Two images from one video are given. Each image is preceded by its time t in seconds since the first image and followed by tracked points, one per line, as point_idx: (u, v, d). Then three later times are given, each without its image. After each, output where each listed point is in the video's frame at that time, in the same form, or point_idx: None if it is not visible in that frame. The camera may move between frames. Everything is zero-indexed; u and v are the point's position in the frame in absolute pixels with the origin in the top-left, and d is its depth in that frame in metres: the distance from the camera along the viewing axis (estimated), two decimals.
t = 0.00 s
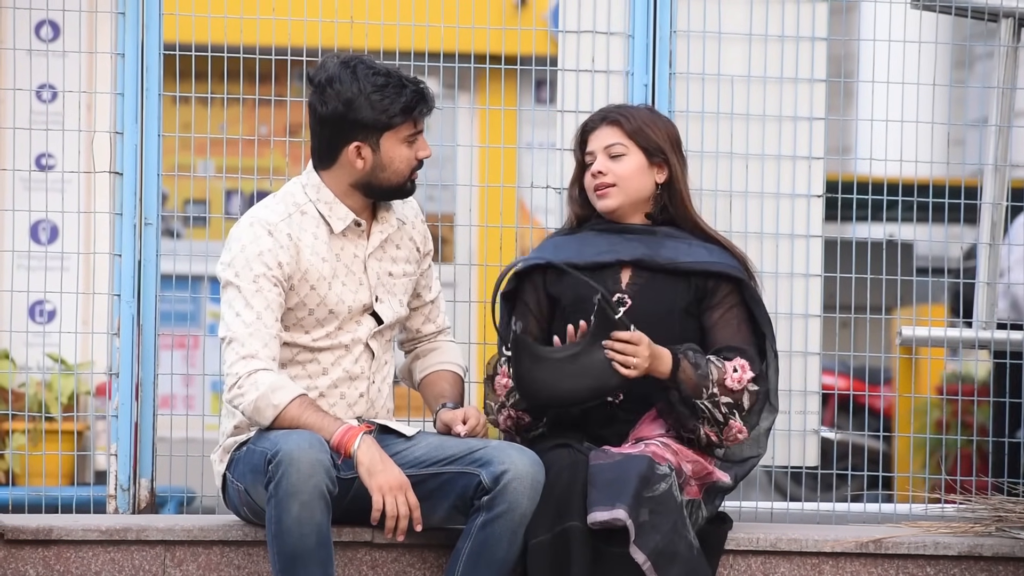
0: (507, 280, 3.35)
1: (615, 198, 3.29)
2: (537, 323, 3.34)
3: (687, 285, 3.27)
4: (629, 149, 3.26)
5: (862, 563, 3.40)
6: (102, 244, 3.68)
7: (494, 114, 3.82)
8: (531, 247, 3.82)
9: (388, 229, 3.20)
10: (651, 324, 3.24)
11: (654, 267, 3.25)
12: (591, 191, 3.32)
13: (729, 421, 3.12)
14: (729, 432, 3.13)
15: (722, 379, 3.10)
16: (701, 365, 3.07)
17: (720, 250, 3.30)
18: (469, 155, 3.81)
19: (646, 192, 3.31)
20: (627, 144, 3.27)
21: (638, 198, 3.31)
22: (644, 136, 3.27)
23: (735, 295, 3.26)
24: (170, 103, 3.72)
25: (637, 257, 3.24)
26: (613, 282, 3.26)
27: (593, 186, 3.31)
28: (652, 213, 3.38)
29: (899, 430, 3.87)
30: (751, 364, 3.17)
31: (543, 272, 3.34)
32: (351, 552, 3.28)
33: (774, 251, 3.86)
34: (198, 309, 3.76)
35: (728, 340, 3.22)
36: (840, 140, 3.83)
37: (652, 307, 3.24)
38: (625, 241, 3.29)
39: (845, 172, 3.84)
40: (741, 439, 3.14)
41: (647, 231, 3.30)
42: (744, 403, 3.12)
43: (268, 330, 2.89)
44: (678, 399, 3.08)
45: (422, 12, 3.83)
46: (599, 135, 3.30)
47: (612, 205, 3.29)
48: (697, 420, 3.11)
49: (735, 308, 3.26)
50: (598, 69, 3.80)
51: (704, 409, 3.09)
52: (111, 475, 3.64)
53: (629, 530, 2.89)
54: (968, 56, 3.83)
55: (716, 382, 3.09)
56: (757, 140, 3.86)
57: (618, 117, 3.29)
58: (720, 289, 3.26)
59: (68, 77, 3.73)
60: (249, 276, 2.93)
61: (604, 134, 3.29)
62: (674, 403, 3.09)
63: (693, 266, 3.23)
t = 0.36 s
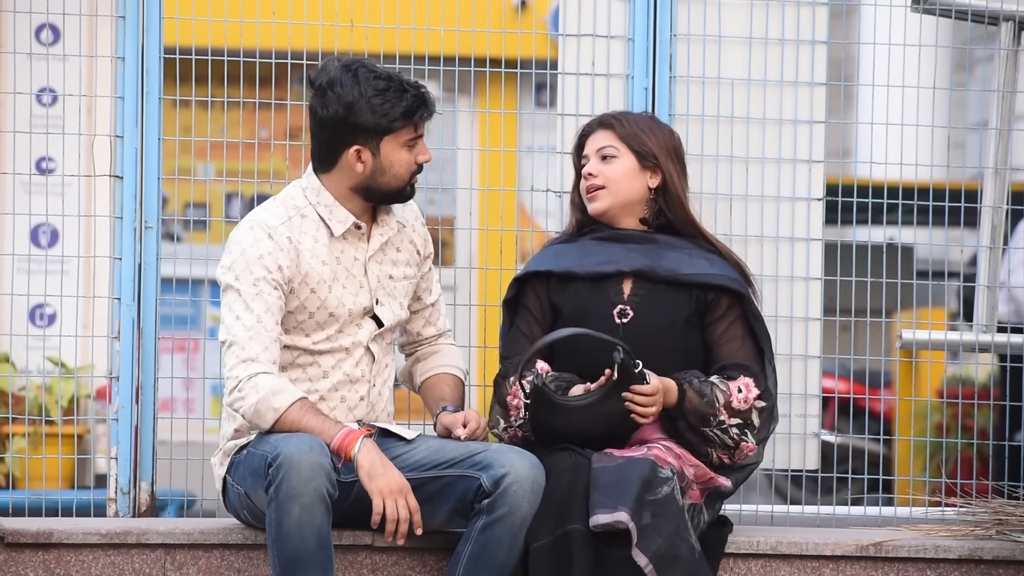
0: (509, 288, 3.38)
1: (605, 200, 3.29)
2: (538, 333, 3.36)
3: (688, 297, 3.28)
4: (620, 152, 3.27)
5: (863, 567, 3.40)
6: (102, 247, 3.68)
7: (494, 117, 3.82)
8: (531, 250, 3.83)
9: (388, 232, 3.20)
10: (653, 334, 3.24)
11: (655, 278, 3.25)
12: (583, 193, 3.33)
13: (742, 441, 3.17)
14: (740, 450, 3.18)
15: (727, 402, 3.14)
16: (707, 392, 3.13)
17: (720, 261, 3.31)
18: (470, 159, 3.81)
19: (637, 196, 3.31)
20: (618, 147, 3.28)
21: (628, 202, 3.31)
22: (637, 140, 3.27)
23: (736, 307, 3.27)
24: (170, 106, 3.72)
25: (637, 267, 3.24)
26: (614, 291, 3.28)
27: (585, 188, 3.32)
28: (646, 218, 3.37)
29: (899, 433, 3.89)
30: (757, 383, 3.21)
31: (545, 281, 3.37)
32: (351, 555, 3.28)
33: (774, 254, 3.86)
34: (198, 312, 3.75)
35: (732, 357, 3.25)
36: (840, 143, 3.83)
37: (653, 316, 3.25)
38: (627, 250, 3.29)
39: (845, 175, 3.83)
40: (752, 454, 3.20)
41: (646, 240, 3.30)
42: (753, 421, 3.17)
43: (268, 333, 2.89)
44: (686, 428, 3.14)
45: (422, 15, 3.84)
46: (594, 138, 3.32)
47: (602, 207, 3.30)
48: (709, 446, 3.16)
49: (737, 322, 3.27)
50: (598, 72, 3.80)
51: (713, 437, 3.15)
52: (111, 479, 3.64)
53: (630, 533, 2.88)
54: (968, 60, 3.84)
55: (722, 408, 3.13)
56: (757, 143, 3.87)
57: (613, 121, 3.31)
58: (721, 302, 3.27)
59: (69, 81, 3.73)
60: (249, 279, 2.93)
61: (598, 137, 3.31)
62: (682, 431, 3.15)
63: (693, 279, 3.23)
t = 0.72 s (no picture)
0: (511, 293, 3.40)
1: (603, 206, 3.29)
2: (536, 339, 3.38)
3: (688, 304, 3.27)
4: (618, 158, 3.26)
5: (863, 567, 3.40)
6: (103, 248, 3.68)
7: (495, 118, 3.82)
8: (532, 251, 3.83)
9: (388, 234, 3.20)
10: (653, 342, 3.23)
11: (654, 284, 3.25)
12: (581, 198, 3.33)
13: (743, 448, 3.18)
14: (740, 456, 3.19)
15: (727, 412, 3.14)
16: (707, 401, 3.12)
17: (720, 268, 3.31)
18: (470, 160, 3.81)
19: (635, 201, 3.31)
20: (617, 153, 3.27)
21: (627, 207, 3.31)
22: (634, 146, 3.27)
23: (733, 316, 3.27)
24: (170, 107, 3.71)
25: (637, 275, 3.25)
26: (614, 296, 3.28)
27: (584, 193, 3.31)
28: (643, 223, 3.38)
29: (900, 434, 3.86)
30: (755, 394, 3.21)
31: (546, 287, 3.38)
32: (351, 556, 3.28)
33: (775, 255, 3.86)
34: (199, 313, 3.74)
35: (729, 366, 3.24)
36: (840, 144, 3.83)
37: (653, 323, 3.25)
38: (629, 258, 3.29)
39: (846, 176, 3.83)
40: (752, 459, 3.22)
41: (645, 246, 3.31)
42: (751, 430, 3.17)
43: (268, 334, 2.89)
44: (687, 435, 3.15)
45: (423, 15, 3.84)
46: (592, 143, 3.31)
47: (600, 213, 3.30)
48: (709, 453, 3.17)
49: (736, 332, 3.27)
50: (599, 73, 3.80)
51: (714, 444, 3.15)
52: (112, 479, 3.64)
53: (631, 534, 2.88)
54: (969, 61, 3.84)
55: (722, 417, 3.13)
56: (758, 144, 3.87)
57: (609, 127, 3.30)
58: (721, 311, 3.26)
59: (69, 82, 3.73)
60: (249, 280, 2.93)
61: (596, 142, 3.30)
62: (683, 438, 3.15)
63: (691, 287, 3.23)
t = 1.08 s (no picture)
0: (511, 293, 3.40)
1: (605, 209, 3.29)
2: (533, 341, 3.40)
3: (688, 303, 3.27)
4: (620, 161, 3.26)
5: (864, 567, 3.40)
6: (103, 248, 3.68)
7: (495, 118, 3.83)
8: (532, 250, 3.83)
9: (388, 234, 3.20)
10: (654, 342, 3.23)
11: (655, 284, 3.26)
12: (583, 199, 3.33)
13: (743, 448, 3.18)
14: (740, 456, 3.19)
15: (727, 411, 3.14)
16: (707, 400, 3.13)
17: (721, 268, 3.31)
18: (471, 159, 3.81)
19: (637, 204, 3.31)
20: (619, 156, 3.27)
21: (629, 210, 3.30)
22: (635, 147, 3.27)
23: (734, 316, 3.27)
24: (171, 107, 3.71)
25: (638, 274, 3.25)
26: (615, 296, 3.28)
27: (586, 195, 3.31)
28: (644, 224, 3.38)
29: (900, 434, 3.86)
30: (755, 393, 3.21)
31: (546, 290, 3.39)
32: (352, 555, 3.28)
33: (775, 255, 3.86)
34: (199, 312, 3.74)
35: (729, 366, 3.25)
36: (841, 144, 3.84)
37: (654, 323, 3.24)
38: (629, 258, 3.29)
39: (846, 175, 3.83)
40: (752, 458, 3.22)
41: (647, 246, 3.31)
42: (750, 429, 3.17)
43: (268, 335, 2.89)
44: (687, 434, 3.15)
45: (423, 15, 3.84)
46: (593, 144, 3.31)
47: (602, 216, 3.30)
48: (710, 452, 3.17)
49: (736, 333, 3.27)
50: (599, 73, 3.80)
51: (714, 443, 3.16)
52: (112, 479, 3.64)
53: (631, 534, 2.87)
54: (969, 60, 3.83)
55: (722, 416, 3.13)
56: (758, 144, 3.87)
57: (610, 129, 3.30)
58: (721, 311, 3.26)
59: (70, 82, 3.73)
60: (249, 280, 2.93)
61: (597, 144, 3.30)
62: (683, 437, 3.16)
63: (693, 287, 3.23)
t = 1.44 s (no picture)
0: (509, 292, 3.41)
1: (603, 206, 3.29)
2: (530, 339, 3.41)
3: (685, 300, 3.27)
4: (618, 159, 3.26)
5: (862, 565, 3.40)
6: (102, 246, 3.66)
7: (494, 115, 3.83)
8: (531, 247, 3.83)
9: (387, 231, 3.20)
10: (651, 340, 3.23)
11: (654, 283, 3.25)
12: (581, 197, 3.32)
13: (742, 445, 3.18)
14: (739, 453, 3.19)
15: (726, 408, 3.14)
16: (706, 397, 3.12)
17: (719, 266, 3.30)
18: (469, 157, 3.81)
19: (634, 201, 3.31)
20: (616, 153, 3.27)
21: (627, 207, 3.31)
22: (633, 145, 3.27)
23: (732, 314, 3.27)
24: (170, 104, 3.71)
25: (637, 272, 3.25)
26: (613, 294, 3.28)
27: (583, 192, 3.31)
28: (642, 222, 3.38)
29: (899, 431, 3.86)
30: (753, 391, 3.21)
31: (545, 289, 3.39)
32: (350, 552, 3.28)
33: (774, 253, 3.86)
34: (198, 310, 3.75)
35: (727, 364, 3.25)
36: (840, 141, 3.84)
37: (651, 320, 3.24)
38: (627, 256, 3.29)
39: (845, 174, 3.85)
40: (751, 455, 3.21)
41: (645, 244, 3.31)
42: (749, 427, 3.17)
43: (267, 332, 2.89)
44: (686, 431, 3.15)
45: (423, 13, 3.84)
46: (591, 142, 3.31)
47: (600, 213, 3.29)
48: (709, 449, 3.17)
49: (734, 331, 3.27)
50: (598, 70, 3.80)
51: (714, 440, 3.15)
52: (111, 476, 3.64)
53: (630, 531, 2.88)
54: (968, 58, 3.83)
55: (721, 414, 3.13)
56: (758, 142, 3.87)
57: (608, 127, 3.30)
58: (720, 309, 3.26)
59: (69, 79, 3.73)
60: (248, 277, 2.93)
61: (595, 142, 3.30)
62: (682, 434, 3.16)
63: (691, 284, 3.23)
